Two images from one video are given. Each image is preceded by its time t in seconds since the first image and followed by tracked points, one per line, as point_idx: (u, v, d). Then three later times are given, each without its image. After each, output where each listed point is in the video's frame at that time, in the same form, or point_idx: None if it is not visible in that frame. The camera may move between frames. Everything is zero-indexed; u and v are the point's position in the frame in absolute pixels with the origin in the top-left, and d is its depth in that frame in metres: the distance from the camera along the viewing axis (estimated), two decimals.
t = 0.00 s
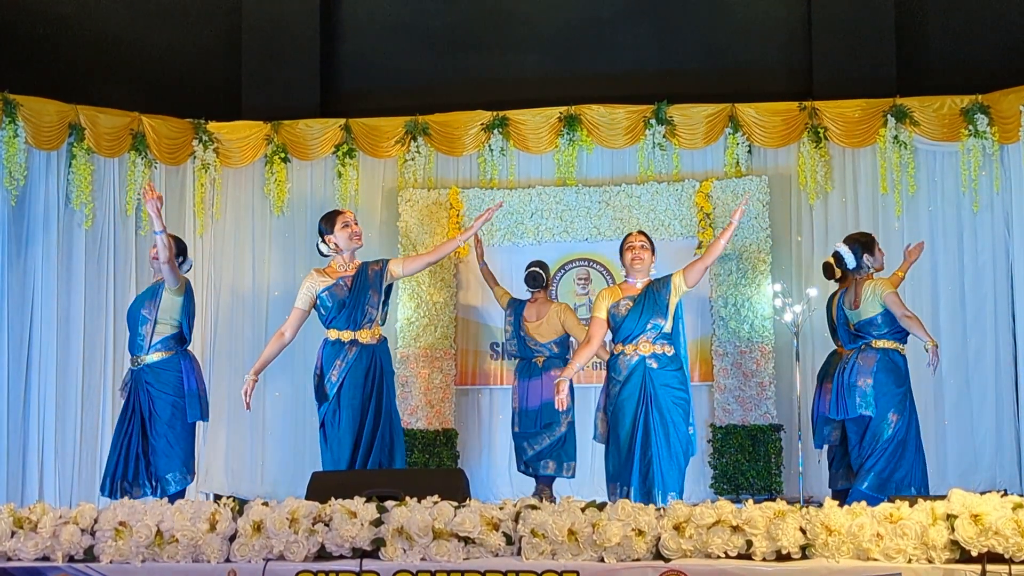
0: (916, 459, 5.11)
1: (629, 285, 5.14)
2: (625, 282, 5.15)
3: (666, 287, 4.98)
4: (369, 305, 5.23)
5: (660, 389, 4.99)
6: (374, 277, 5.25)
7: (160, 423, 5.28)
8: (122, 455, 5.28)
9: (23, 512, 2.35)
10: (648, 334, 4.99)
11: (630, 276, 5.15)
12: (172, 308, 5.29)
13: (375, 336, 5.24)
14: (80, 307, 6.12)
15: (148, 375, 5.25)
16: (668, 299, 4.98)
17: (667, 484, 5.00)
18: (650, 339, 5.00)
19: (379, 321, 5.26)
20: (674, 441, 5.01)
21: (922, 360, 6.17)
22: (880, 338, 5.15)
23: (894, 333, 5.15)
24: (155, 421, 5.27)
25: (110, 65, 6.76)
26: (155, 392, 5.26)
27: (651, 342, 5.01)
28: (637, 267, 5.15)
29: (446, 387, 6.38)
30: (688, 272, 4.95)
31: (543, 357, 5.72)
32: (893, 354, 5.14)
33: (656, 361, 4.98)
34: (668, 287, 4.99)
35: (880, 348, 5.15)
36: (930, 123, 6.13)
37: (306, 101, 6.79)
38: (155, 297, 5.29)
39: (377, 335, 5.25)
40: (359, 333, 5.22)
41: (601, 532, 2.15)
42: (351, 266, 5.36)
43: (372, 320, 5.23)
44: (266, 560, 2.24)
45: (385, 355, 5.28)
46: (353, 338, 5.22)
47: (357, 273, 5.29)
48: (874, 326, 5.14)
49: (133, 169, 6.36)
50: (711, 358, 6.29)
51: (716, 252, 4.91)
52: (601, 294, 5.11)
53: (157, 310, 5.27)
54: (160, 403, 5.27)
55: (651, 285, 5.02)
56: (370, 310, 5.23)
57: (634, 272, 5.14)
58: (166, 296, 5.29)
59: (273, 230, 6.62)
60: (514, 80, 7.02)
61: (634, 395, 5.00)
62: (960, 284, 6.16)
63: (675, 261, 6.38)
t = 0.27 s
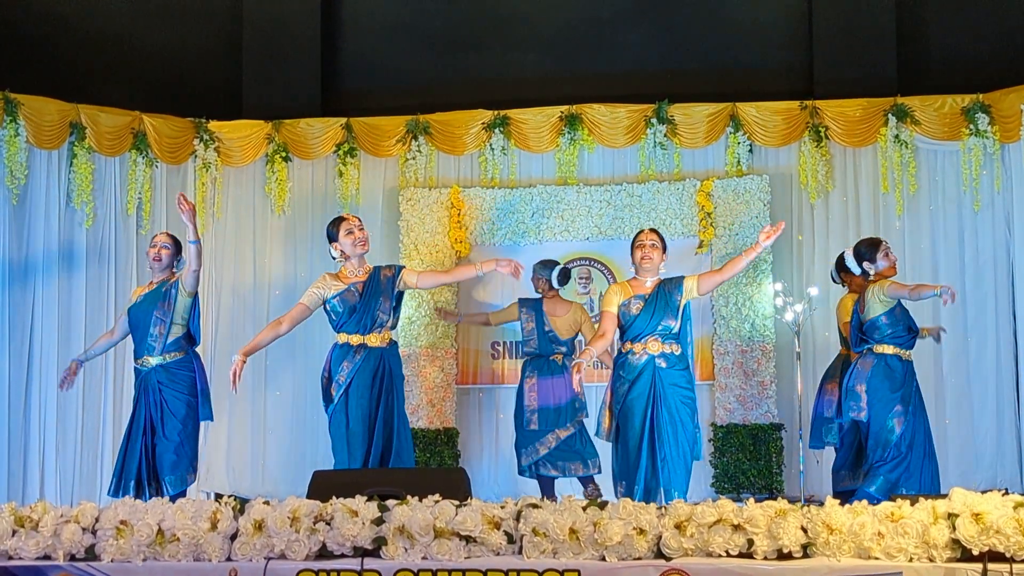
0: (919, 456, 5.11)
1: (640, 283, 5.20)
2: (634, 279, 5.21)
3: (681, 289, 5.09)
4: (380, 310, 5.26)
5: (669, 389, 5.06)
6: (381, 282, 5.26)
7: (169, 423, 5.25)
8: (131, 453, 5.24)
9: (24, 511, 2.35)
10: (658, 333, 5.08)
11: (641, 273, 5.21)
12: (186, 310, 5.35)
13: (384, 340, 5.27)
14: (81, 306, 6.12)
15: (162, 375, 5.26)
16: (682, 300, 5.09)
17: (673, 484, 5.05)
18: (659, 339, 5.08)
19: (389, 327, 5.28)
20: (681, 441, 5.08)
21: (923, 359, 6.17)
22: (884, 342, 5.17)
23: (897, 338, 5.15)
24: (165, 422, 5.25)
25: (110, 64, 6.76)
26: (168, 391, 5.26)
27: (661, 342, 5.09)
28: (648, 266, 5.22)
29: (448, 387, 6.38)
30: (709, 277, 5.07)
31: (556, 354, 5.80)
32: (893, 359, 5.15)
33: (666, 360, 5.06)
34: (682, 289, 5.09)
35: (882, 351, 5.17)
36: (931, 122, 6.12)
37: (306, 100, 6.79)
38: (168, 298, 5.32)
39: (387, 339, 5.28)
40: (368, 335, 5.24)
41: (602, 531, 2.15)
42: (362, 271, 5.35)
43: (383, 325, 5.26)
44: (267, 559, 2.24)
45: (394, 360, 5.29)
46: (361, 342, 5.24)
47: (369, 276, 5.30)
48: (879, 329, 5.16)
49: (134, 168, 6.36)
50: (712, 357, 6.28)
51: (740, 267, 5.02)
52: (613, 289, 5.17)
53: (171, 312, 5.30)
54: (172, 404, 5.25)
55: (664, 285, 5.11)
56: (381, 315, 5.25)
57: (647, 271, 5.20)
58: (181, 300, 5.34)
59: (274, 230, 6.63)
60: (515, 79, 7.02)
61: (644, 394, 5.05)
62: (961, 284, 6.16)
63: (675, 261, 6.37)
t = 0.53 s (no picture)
0: (925, 458, 5.11)
1: (647, 289, 5.14)
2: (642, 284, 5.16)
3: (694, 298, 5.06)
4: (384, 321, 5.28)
5: (681, 393, 5.04)
6: (385, 291, 5.27)
7: (174, 429, 5.21)
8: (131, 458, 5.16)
9: (26, 511, 2.35)
10: (671, 337, 5.06)
11: (648, 277, 5.16)
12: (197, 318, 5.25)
13: (387, 351, 5.26)
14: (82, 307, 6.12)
15: (172, 381, 5.19)
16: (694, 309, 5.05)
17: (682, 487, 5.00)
18: (671, 343, 5.07)
19: (393, 338, 5.29)
20: (692, 444, 5.04)
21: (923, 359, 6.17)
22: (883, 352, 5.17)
23: (896, 347, 5.15)
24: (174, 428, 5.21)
25: (110, 65, 6.76)
26: (178, 398, 5.21)
27: (671, 345, 5.07)
28: (654, 270, 5.14)
29: (448, 387, 6.39)
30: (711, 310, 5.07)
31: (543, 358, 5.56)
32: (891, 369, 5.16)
33: (677, 363, 5.05)
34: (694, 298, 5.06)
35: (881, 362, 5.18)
36: (931, 122, 6.13)
37: (307, 101, 6.80)
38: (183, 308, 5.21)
39: (390, 350, 5.27)
40: (370, 346, 5.25)
41: (603, 531, 2.15)
42: (369, 283, 5.34)
43: (386, 336, 5.26)
44: (268, 558, 2.24)
45: (396, 371, 5.28)
46: (363, 352, 5.24)
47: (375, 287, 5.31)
48: (879, 338, 5.17)
49: (135, 169, 6.36)
50: (713, 358, 6.30)
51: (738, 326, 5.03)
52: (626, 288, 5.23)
53: (184, 321, 5.20)
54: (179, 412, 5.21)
55: (676, 292, 5.07)
56: (384, 327, 5.26)
57: (654, 276, 5.14)
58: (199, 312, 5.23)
59: (274, 230, 6.63)
60: (515, 80, 7.02)
61: (655, 397, 5.03)
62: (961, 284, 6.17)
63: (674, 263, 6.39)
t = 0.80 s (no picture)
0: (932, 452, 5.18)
1: (659, 293, 5.00)
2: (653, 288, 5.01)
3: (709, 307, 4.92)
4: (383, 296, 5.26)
5: (693, 401, 4.91)
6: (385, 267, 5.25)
7: (163, 423, 5.16)
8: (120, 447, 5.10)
9: (26, 511, 2.34)
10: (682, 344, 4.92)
11: (660, 283, 5.00)
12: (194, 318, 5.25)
13: (385, 326, 5.26)
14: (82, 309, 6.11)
15: (168, 375, 5.16)
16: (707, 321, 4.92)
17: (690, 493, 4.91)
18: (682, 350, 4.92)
19: (391, 313, 5.29)
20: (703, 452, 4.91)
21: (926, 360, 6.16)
22: (898, 340, 5.20)
23: (910, 334, 5.19)
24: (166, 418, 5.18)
25: (110, 65, 6.76)
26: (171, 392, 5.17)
27: (682, 352, 4.93)
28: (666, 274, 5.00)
29: (448, 387, 6.38)
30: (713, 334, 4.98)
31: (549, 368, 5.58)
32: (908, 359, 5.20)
33: (689, 369, 4.93)
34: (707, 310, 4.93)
35: (896, 352, 5.21)
36: (931, 123, 6.12)
37: (306, 101, 6.80)
38: (183, 305, 5.20)
39: (386, 325, 5.26)
40: (367, 322, 5.21)
41: (603, 532, 2.15)
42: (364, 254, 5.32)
43: (385, 312, 5.26)
44: (269, 560, 2.23)
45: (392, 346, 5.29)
46: (362, 327, 5.21)
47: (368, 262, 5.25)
48: (891, 328, 5.21)
49: (135, 170, 6.36)
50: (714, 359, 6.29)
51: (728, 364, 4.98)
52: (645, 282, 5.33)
53: (184, 318, 5.20)
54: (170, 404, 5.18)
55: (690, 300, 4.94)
56: (384, 301, 5.25)
57: (666, 280, 4.99)
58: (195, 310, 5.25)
59: (274, 231, 6.63)
60: (515, 80, 7.02)
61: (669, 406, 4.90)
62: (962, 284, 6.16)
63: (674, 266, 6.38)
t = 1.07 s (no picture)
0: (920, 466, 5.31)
1: (670, 287, 5.18)
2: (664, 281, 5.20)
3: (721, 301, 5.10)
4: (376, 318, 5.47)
5: (701, 398, 5.09)
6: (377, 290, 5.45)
7: (152, 457, 5.22)
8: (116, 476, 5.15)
9: (24, 514, 2.34)
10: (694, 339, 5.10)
11: (670, 277, 5.20)
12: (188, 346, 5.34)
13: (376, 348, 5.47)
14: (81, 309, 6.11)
15: (160, 407, 5.22)
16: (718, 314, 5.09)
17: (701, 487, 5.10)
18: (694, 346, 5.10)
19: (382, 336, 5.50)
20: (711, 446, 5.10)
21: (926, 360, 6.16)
22: (898, 367, 5.33)
23: (909, 361, 5.32)
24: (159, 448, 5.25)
25: (109, 65, 6.76)
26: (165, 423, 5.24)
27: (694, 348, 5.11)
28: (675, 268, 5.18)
29: (447, 389, 6.38)
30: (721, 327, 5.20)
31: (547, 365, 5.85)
32: (907, 386, 5.32)
33: (701, 366, 5.10)
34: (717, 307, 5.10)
35: (896, 379, 5.34)
36: (930, 125, 6.13)
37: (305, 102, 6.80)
38: (179, 331, 5.30)
39: (378, 347, 5.48)
40: (360, 344, 5.42)
41: (602, 534, 2.15)
42: (358, 275, 5.49)
43: (376, 334, 5.46)
44: (267, 563, 2.23)
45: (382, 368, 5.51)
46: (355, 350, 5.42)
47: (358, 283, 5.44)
48: (892, 355, 5.36)
49: (134, 171, 6.35)
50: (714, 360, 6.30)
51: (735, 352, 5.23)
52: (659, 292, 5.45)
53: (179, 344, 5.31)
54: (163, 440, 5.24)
55: (701, 293, 5.12)
56: (375, 324, 5.46)
57: (676, 274, 5.18)
58: (190, 337, 5.34)
59: (273, 232, 6.63)
60: (514, 81, 7.02)
61: (678, 402, 5.10)
62: (961, 285, 6.17)
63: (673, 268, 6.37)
